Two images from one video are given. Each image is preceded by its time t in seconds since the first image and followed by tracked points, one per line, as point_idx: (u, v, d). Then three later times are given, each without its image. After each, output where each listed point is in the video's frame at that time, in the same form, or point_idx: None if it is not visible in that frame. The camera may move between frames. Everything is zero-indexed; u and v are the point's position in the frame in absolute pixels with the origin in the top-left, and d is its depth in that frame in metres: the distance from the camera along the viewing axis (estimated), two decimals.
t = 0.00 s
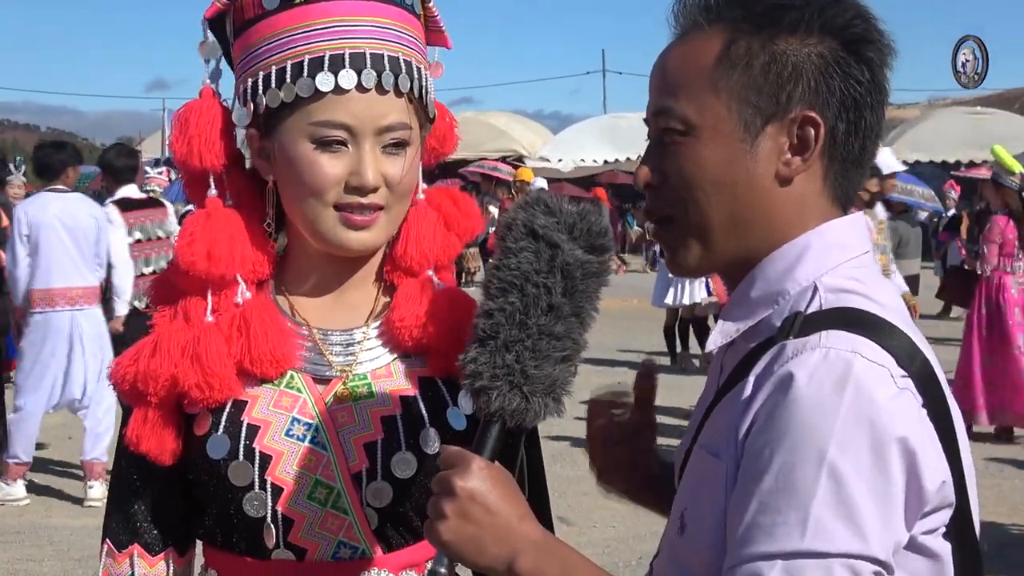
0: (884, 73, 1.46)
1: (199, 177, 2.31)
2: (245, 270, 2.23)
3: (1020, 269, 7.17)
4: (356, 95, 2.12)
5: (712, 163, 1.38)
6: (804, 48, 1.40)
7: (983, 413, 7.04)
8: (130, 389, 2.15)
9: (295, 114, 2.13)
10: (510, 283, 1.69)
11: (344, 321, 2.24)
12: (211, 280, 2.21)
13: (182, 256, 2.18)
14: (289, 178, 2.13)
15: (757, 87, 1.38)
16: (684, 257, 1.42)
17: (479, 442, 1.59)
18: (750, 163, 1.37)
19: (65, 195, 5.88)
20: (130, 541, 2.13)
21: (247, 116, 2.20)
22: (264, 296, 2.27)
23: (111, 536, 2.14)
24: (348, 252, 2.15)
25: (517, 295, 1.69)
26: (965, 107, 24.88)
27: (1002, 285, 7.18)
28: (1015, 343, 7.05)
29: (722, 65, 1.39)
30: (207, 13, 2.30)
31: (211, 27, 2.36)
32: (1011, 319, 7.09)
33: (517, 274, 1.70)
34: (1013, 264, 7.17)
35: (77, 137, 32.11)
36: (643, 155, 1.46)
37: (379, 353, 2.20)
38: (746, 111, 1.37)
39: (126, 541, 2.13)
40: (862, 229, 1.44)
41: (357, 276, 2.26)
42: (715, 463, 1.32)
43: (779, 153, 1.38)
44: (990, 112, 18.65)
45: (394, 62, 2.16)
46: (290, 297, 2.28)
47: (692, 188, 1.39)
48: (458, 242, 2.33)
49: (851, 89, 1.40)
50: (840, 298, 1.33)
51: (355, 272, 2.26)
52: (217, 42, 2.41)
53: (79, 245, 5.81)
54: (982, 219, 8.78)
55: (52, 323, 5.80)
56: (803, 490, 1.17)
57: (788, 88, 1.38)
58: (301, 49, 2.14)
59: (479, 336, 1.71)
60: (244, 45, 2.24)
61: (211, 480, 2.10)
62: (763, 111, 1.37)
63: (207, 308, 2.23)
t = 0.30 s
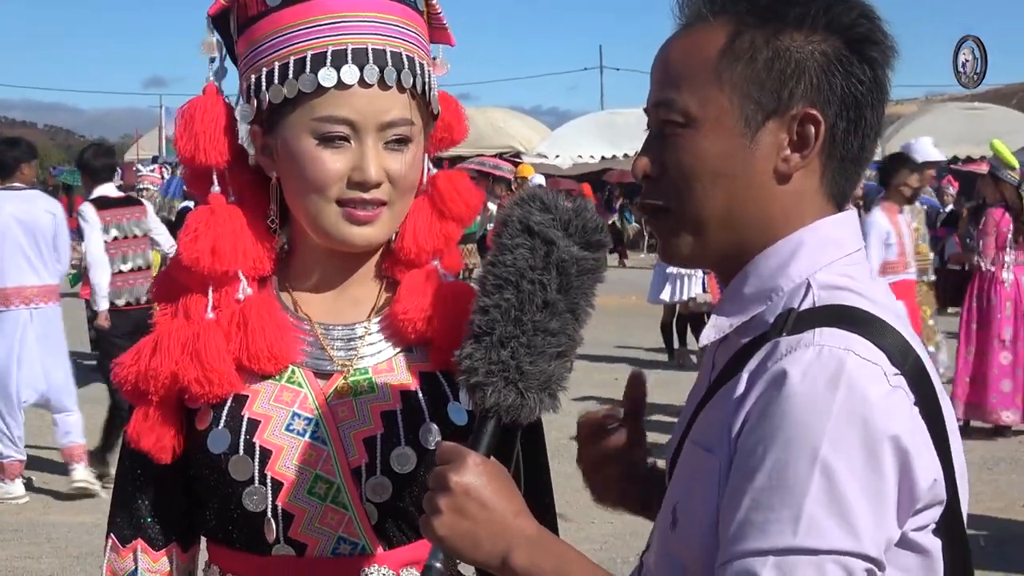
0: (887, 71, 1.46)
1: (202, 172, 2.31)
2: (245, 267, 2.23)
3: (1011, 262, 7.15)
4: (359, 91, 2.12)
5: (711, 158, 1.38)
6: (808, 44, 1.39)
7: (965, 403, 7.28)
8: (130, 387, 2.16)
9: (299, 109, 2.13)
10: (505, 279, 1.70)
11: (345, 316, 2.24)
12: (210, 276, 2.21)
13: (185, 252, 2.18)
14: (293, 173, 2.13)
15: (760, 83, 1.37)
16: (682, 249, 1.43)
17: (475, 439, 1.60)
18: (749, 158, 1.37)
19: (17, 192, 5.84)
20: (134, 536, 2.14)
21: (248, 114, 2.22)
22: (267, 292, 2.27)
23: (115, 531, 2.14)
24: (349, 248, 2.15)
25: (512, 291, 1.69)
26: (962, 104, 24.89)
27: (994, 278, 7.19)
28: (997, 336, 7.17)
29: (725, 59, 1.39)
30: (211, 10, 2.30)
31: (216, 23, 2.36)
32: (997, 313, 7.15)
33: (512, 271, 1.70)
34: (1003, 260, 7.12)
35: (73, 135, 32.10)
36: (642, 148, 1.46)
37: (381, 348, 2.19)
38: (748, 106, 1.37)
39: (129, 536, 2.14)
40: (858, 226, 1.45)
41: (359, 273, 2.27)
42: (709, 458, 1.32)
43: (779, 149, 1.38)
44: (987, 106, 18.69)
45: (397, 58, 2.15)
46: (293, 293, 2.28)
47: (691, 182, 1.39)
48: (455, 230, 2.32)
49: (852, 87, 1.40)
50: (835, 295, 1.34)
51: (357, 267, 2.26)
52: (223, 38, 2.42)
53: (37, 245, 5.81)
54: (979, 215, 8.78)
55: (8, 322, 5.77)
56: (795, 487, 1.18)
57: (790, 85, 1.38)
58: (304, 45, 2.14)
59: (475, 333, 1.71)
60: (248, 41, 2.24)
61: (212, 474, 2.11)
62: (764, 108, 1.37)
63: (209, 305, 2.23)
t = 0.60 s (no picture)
0: (884, 69, 1.46)
1: (212, 168, 2.31)
2: (249, 262, 2.23)
3: (1008, 257, 7.19)
4: (353, 88, 2.12)
5: (705, 154, 1.38)
6: (805, 42, 1.39)
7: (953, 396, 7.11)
8: (127, 376, 2.16)
9: (295, 106, 2.13)
10: (506, 276, 1.69)
11: (340, 313, 2.24)
12: (215, 269, 2.23)
13: (195, 242, 2.19)
14: (287, 170, 2.14)
15: (756, 80, 1.38)
16: (680, 247, 1.43)
17: (473, 432, 1.60)
18: (746, 154, 1.38)
19: None
20: (133, 529, 2.14)
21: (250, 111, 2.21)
22: (266, 288, 2.27)
23: (114, 524, 2.15)
24: (343, 246, 2.15)
25: (512, 288, 1.69)
26: (957, 101, 24.97)
27: (991, 274, 7.20)
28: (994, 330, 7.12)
29: (721, 58, 1.39)
30: (215, 7, 2.31)
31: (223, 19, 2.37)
32: (992, 308, 7.17)
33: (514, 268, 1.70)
34: (1000, 255, 7.17)
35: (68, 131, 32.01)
36: (641, 145, 1.46)
37: (376, 345, 2.20)
38: (744, 104, 1.38)
39: (128, 530, 2.14)
40: (854, 226, 1.45)
41: (356, 271, 2.26)
42: (704, 456, 1.33)
43: (776, 145, 1.39)
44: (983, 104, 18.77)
45: (392, 57, 2.15)
46: (290, 291, 2.28)
47: (685, 179, 1.40)
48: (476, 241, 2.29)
49: (849, 84, 1.40)
50: (832, 295, 1.34)
51: (355, 265, 2.25)
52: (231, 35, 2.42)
53: (19, 242, 5.80)
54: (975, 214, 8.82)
55: None
56: (790, 486, 1.18)
57: (786, 81, 1.38)
58: (299, 42, 2.14)
59: (475, 329, 1.71)
60: (249, 38, 2.24)
61: (205, 469, 2.11)
62: (760, 105, 1.38)
63: (208, 299, 2.23)
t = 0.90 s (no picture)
0: (868, 69, 1.40)
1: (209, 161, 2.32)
2: (240, 256, 2.24)
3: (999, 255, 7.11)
4: (340, 84, 2.12)
5: (681, 156, 1.40)
6: (774, 43, 1.37)
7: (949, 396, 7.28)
8: (120, 375, 2.18)
9: (283, 102, 2.14)
10: (496, 273, 1.70)
11: (331, 310, 2.24)
12: (207, 263, 2.23)
13: (187, 235, 2.20)
14: (276, 166, 2.14)
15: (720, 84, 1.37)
16: (666, 246, 1.47)
17: (464, 426, 1.61)
18: (714, 157, 1.38)
19: None
20: (128, 527, 2.15)
21: (243, 106, 2.21)
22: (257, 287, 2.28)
23: (110, 521, 2.15)
24: (331, 245, 2.15)
25: (502, 284, 1.69)
26: (954, 100, 24.95)
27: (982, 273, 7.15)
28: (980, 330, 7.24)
29: (689, 61, 1.41)
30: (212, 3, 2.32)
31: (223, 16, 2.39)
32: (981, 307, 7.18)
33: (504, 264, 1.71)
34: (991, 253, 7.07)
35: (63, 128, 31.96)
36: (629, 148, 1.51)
37: (364, 344, 2.19)
38: (710, 107, 1.38)
39: (124, 527, 2.15)
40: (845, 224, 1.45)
41: (345, 270, 2.25)
42: (691, 451, 1.33)
43: (744, 147, 1.38)
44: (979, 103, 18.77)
45: (381, 54, 2.14)
46: (283, 290, 2.28)
47: (667, 178, 1.42)
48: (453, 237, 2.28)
49: (821, 86, 1.36)
50: (818, 293, 1.34)
51: (343, 263, 2.25)
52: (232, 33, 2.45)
53: None
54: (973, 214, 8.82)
55: None
56: (770, 481, 1.19)
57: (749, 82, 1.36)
58: (290, 37, 2.15)
59: (466, 325, 1.73)
60: (245, 35, 2.26)
61: (195, 465, 2.12)
62: (726, 109, 1.37)
63: (200, 295, 2.24)
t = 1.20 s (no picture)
0: (845, 63, 1.39)
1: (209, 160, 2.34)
2: (238, 253, 2.25)
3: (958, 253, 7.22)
4: (329, 83, 2.12)
5: (663, 157, 1.42)
6: (746, 40, 1.37)
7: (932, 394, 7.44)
8: (117, 365, 2.20)
9: (275, 101, 2.15)
10: (410, 288, 1.58)
11: (326, 309, 2.22)
12: (205, 260, 2.24)
13: (182, 233, 2.22)
14: (269, 166, 2.15)
15: (692, 85, 1.38)
16: (660, 245, 1.47)
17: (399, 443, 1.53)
18: (691, 157, 1.39)
19: None
20: (126, 526, 2.16)
21: (240, 103, 2.22)
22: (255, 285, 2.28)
23: (107, 520, 2.17)
24: (321, 244, 2.16)
25: (417, 299, 1.58)
26: (950, 99, 24.99)
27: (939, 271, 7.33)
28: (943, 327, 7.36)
29: (665, 64, 1.42)
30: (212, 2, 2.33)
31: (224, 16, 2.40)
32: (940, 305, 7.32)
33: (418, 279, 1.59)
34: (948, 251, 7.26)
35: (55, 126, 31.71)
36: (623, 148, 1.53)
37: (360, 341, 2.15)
38: (683, 107, 1.39)
39: (122, 526, 2.16)
40: (832, 222, 1.45)
41: (339, 269, 2.24)
42: (660, 446, 1.35)
43: (717, 148, 1.38)
44: (975, 103, 18.80)
45: (370, 52, 2.14)
46: (280, 290, 2.28)
47: (653, 179, 1.44)
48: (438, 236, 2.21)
49: (793, 83, 1.35)
50: (795, 294, 1.34)
51: (337, 262, 2.23)
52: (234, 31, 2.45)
53: None
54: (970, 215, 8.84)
55: None
56: (719, 478, 1.21)
57: (720, 81, 1.36)
58: (282, 36, 2.16)
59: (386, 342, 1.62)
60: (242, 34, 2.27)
61: (191, 463, 2.12)
62: (700, 111, 1.38)
63: (200, 291, 2.25)
